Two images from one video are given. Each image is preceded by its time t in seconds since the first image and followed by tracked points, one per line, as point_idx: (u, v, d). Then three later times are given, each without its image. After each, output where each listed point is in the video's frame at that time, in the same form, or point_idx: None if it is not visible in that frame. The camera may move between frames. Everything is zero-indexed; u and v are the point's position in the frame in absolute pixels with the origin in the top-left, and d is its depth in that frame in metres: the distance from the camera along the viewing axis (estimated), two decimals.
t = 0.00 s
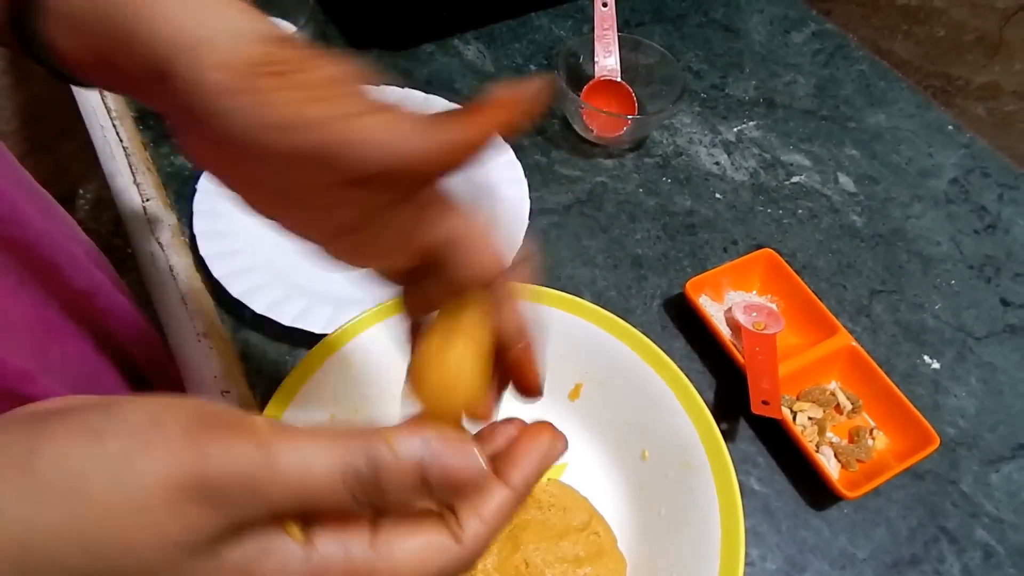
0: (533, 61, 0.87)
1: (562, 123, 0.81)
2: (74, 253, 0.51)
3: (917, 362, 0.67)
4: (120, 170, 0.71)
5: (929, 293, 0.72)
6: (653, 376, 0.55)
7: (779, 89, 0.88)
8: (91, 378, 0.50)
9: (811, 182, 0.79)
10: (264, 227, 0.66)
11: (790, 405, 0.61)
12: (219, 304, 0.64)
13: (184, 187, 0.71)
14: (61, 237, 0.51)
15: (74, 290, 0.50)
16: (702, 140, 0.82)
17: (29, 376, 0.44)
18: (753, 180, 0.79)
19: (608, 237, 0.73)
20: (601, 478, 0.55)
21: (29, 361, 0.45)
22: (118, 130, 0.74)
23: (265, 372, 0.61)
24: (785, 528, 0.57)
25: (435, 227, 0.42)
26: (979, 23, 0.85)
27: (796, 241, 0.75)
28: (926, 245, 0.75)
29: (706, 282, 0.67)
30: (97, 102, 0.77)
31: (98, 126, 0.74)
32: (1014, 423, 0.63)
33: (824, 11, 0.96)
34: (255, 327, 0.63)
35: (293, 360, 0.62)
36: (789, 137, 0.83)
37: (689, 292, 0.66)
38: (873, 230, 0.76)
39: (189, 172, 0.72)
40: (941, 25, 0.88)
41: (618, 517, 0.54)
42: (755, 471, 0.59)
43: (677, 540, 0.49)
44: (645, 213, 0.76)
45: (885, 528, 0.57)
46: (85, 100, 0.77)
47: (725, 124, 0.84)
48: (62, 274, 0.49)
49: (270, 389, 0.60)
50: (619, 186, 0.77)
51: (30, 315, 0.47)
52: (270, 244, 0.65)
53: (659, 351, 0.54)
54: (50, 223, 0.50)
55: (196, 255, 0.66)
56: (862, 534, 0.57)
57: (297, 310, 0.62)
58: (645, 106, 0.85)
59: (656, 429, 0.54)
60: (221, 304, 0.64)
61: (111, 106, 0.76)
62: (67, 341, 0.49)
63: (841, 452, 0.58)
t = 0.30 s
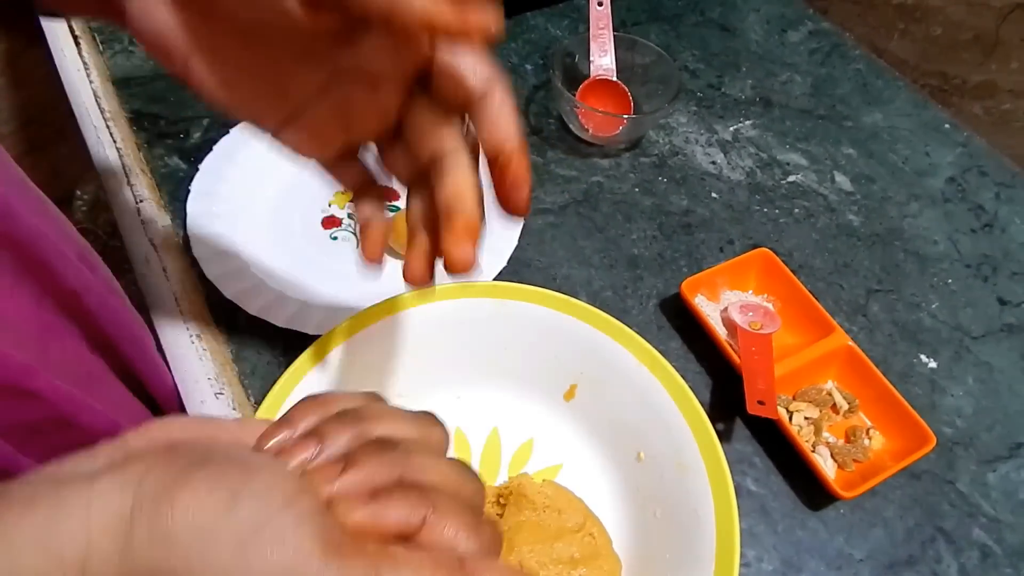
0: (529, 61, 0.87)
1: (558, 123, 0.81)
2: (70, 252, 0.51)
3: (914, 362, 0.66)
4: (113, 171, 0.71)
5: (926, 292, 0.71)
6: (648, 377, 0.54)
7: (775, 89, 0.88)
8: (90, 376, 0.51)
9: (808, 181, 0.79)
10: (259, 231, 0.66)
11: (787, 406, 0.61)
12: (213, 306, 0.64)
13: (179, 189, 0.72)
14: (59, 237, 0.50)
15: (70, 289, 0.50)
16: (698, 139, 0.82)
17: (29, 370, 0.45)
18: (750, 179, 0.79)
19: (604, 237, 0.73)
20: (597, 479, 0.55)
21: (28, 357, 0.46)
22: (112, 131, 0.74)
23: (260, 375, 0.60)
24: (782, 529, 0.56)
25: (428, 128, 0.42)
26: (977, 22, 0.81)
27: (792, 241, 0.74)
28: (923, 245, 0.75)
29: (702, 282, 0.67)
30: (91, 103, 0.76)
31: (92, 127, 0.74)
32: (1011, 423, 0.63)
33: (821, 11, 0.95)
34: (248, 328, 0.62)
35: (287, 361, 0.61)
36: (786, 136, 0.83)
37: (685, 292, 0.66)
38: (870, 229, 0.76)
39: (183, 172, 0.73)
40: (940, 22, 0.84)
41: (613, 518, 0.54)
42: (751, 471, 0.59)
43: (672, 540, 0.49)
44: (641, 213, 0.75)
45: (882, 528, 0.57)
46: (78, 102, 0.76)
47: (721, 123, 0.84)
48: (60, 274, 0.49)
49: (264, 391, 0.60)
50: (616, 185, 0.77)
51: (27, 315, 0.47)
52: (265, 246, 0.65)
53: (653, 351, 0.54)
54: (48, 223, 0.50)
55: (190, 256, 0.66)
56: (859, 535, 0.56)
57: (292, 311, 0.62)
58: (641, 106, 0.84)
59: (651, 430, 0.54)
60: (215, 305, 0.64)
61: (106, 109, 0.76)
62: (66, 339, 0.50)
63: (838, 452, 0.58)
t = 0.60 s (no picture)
0: (522, 62, 0.87)
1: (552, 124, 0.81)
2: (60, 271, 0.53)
3: (908, 361, 0.66)
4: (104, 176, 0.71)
5: (920, 291, 0.71)
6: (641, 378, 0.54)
7: (769, 88, 0.87)
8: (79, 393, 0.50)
9: (801, 180, 0.79)
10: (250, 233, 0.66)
11: (781, 406, 0.61)
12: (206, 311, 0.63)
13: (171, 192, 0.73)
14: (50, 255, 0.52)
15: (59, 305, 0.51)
16: (692, 139, 0.82)
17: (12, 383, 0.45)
18: (743, 179, 0.79)
19: (597, 238, 0.73)
20: (591, 481, 0.55)
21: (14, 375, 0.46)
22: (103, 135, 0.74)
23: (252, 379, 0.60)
24: (776, 529, 0.56)
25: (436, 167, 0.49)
26: (969, 19, 0.80)
27: (786, 240, 0.74)
28: (917, 243, 0.75)
29: (696, 282, 0.67)
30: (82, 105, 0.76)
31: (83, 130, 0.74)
32: (1005, 421, 0.63)
33: (814, 10, 0.95)
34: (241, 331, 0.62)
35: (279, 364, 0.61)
36: (780, 135, 0.83)
37: (678, 293, 0.66)
38: (864, 228, 0.76)
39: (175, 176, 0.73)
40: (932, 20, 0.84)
41: (607, 520, 0.53)
42: (745, 472, 0.59)
43: (665, 542, 0.49)
44: (635, 213, 0.75)
45: (876, 528, 0.57)
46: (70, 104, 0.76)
47: (715, 123, 0.84)
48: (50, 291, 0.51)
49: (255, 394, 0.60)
50: (609, 186, 0.77)
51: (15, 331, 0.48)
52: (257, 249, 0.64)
53: (646, 353, 0.54)
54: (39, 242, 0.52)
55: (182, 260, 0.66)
56: (853, 535, 0.56)
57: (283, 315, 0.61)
58: (634, 106, 0.84)
59: (643, 431, 0.53)
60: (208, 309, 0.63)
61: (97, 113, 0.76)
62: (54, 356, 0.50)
63: (832, 452, 0.58)
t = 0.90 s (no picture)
0: (517, 61, 0.87)
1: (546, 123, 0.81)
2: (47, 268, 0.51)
3: (903, 359, 0.66)
4: (97, 176, 0.70)
5: (915, 289, 0.71)
6: (635, 378, 0.54)
7: (764, 86, 0.87)
8: (62, 401, 0.52)
9: (796, 179, 0.79)
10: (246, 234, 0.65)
11: (775, 405, 0.60)
12: (199, 310, 0.63)
13: (165, 193, 0.71)
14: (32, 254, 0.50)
15: (46, 307, 0.50)
16: (687, 138, 0.82)
17: None
18: (738, 177, 0.79)
19: (592, 237, 0.73)
20: (585, 481, 0.55)
21: None
22: (96, 136, 0.74)
23: (247, 379, 0.60)
24: (770, 528, 0.56)
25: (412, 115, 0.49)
26: (964, 18, 0.77)
27: (781, 239, 0.74)
28: (912, 241, 0.75)
29: (690, 281, 0.67)
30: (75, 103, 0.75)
31: (76, 131, 0.73)
32: (1000, 420, 0.63)
33: (809, 8, 0.95)
34: (233, 331, 0.62)
35: (272, 363, 0.61)
36: (775, 134, 0.83)
37: (673, 292, 0.66)
38: (859, 227, 0.75)
39: (169, 177, 0.72)
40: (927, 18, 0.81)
41: (601, 521, 0.53)
42: (740, 471, 0.59)
43: (660, 543, 0.49)
44: (629, 212, 0.75)
45: (871, 527, 0.56)
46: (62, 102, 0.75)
47: (710, 122, 0.83)
48: (36, 295, 0.49)
49: (249, 394, 0.60)
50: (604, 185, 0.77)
51: None
52: (253, 249, 0.64)
53: (640, 352, 0.54)
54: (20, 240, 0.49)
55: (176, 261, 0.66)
56: (848, 534, 0.56)
57: (278, 316, 0.61)
58: (630, 105, 0.84)
59: (638, 431, 0.53)
60: (201, 308, 0.63)
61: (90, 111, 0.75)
62: (37, 361, 0.50)
63: (827, 451, 0.58)
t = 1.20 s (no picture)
0: (513, 61, 0.86)
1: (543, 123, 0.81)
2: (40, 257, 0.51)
3: (900, 358, 0.66)
4: (93, 177, 0.70)
5: (912, 288, 0.71)
6: (631, 377, 0.54)
7: (761, 86, 0.87)
8: (61, 387, 0.51)
9: (793, 178, 0.79)
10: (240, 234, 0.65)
11: (772, 404, 0.60)
12: (194, 310, 0.63)
13: (160, 193, 0.71)
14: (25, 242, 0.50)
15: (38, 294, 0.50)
16: (684, 137, 0.81)
17: None
18: (735, 177, 0.78)
19: (588, 236, 0.73)
20: (581, 481, 0.55)
21: None
22: (91, 136, 0.74)
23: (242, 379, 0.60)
24: (767, 529, 0.56)
25: (384, 44, 0.40)
26: (961, 16, 0.77)
27: (777, 238, 0.74)
28: (909, 240, 0.75)
29: (687, 280, 0.67)
30: (71, 108, 0.76)
31: (71, 131, 0.74)
32: (997, 419, 0.63)
33: (806, 7, 0.95)
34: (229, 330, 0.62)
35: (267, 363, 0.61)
36: (772, 133, 0.83)
37: (670, 292, 0.66)
38: (856, 226, 0.75)
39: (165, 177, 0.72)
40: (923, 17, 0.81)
41: (597, 521, 0.53)
42: (737, 471, 0.59)
43: (656, 542, 0.49)
44: (626, 211, 0.75)
45: (868, 526, 0.56)
46: (58, 107, 0.76)
47: (707, 121, 0.83)
48: (28, 280, 0.49)
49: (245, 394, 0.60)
50: (600, 184, 0.77)
51: None
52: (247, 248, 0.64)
53: (637, 352, 0.54)
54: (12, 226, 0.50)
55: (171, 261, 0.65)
56: (845, 533, 0.56)
57: (272, 315, 0.61)
58: (626, 104, 0.84)
59: (634, 429, 0.53)
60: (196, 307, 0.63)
61: (85, 114, 0.76)
62: (36, 348, 0.50)
63: (823, 451, 0.58)
